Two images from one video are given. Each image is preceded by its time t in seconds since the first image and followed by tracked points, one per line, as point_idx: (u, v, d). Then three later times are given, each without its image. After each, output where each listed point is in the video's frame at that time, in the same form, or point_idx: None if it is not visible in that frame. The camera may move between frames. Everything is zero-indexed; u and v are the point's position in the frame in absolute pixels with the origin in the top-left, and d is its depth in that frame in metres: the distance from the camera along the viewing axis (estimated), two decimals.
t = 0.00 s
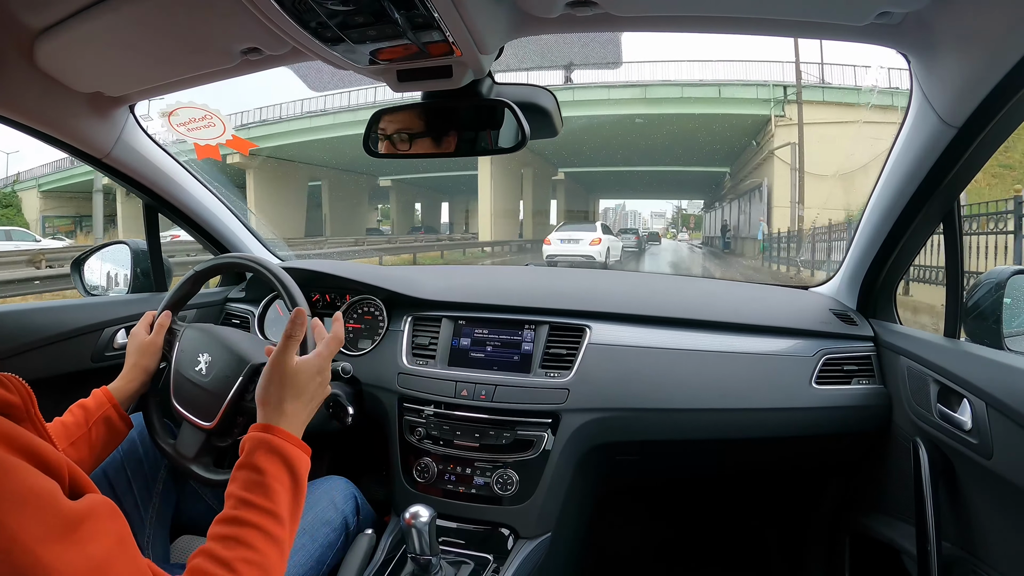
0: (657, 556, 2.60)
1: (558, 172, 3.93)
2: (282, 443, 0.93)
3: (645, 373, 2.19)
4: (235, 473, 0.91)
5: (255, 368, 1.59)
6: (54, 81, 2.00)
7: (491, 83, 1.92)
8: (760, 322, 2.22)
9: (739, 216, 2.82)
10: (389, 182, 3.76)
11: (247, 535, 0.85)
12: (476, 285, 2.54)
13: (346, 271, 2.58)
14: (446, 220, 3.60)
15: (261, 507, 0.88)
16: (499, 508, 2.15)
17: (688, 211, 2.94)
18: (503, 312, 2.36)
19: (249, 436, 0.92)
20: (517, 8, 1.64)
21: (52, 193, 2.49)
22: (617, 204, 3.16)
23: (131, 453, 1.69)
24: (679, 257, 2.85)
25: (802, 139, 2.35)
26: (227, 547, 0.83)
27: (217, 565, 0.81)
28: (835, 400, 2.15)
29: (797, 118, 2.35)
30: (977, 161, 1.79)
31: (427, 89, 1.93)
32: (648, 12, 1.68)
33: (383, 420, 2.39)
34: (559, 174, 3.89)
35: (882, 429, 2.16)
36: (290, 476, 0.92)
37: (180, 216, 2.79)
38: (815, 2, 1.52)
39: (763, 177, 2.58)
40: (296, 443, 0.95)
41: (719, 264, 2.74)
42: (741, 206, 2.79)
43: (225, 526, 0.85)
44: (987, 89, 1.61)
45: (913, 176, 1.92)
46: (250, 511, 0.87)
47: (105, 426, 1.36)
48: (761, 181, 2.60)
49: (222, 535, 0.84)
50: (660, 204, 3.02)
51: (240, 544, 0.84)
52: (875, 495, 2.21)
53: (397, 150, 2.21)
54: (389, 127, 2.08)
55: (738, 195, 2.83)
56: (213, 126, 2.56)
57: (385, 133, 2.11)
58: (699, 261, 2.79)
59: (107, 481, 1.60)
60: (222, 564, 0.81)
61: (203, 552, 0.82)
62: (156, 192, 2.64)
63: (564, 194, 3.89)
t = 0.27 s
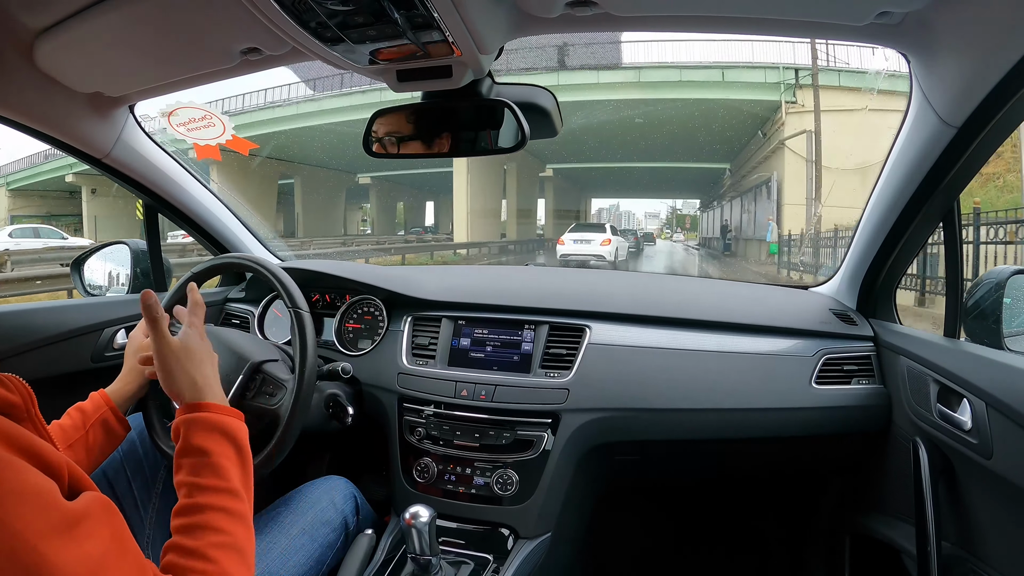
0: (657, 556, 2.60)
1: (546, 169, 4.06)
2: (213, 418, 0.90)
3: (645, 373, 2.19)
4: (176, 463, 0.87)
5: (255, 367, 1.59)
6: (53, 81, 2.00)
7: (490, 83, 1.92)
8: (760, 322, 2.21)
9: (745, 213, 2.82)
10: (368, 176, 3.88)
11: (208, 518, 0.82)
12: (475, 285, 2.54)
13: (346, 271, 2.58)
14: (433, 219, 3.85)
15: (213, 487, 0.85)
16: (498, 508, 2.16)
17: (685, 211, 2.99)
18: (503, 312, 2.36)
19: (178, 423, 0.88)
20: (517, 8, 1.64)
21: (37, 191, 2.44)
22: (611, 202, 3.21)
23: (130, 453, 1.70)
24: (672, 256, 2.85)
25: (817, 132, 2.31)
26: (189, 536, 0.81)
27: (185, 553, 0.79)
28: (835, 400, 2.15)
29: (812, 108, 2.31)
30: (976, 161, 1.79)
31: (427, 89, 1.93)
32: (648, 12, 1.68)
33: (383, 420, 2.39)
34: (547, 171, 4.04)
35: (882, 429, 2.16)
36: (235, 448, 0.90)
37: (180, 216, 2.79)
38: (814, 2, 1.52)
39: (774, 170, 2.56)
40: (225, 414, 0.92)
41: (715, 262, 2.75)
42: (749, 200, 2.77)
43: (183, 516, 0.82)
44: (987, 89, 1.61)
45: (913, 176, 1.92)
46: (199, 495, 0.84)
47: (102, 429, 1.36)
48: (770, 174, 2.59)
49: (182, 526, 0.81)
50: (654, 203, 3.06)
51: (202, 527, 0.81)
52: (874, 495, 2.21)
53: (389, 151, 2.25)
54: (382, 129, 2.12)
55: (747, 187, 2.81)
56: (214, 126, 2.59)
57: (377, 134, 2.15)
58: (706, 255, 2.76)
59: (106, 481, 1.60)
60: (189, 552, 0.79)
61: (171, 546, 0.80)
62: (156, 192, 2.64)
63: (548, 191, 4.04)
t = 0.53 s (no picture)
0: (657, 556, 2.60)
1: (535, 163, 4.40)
2: (262, 427, 0.89)
3: (645, 373, 2.19)
4: (215, 461, 0.87)
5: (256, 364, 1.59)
6: (52, 81, 1.99)
7: (490, 83, 1.92)
8: (760, 322, 2.21)
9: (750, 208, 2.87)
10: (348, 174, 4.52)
11: (234, 520, 0.81)
12: (475, 285, 2.55)
13: (346, 271, 2.58)
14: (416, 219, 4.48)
15: (247, 492, 0.84)
16: (499, 508, 2.15)
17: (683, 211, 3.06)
18: (503, 312, 2.36)
19: (227, 423, 0.88)
20: (517, 8, 1.64)
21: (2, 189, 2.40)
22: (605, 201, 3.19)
23: (131, 453, 1.70)
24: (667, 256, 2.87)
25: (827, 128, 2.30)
26: (212, 536, 0.80)
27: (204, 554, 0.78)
28: (835, 400, 2.15)
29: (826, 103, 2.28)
30: (977, 161, 1.79)
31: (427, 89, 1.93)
32: (648, 12, 1.68)
33: (383, 420, 2.39)
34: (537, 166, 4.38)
35: (882, 429, 2.16)
36: (274, 456, 0.89)
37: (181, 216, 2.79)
38: (813, 2, 1.52)
39: (789, 161, 2.55)
40: (276, 424, 0.91)
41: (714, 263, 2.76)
42: (764, 191, 2.78)
43: (211, 515, 0.82)
44: (988, 89, 1.61)
45: (913, 176, 1.92)
46: (231, 498, 0.83)
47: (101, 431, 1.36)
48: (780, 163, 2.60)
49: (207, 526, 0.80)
50: (649, 203, 3.09)
51: (227, 530, 0.80)
52: (874, 495, 2.21)
53: (404, 150, 2.23)
54: (393, 128, 2.10)
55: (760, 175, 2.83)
56: (213, 126, 2.71)
57: (386, 133, 2.14)
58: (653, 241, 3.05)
59: (106, 480, 1.59)
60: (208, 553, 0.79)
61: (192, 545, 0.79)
62: (156, 192, 2.64)
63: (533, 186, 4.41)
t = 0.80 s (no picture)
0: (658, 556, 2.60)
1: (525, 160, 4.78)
2: (272, 449, 1.07)
3: (646, 373, 2.19)
4: (229, 474, 1.02)
5: (257, 364, 1.59)
6: (53, 82, 2.00)
7: (490, 83, 1.92)
8: (761, 322, 2.21)
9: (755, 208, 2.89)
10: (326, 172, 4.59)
11: (244, 520, 0.96)
12: (476, 285, 2.55)
13: (346, 271, 2.58)
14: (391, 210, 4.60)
15: (258, 497, 0.99)
16: (499, 508, 2.16)
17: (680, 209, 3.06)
18: (504, 312, 2.36)
19: (246, 443, 1.06)
20: (517, 8, 1.64)
21: None
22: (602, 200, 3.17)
23: (132, 454, 1.70)
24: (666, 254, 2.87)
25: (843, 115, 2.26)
26: (226, 528, 0.94)
27: (219, 543, 0.92)
28: (836, 400, 2.15)
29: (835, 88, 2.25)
30: (979, 160, 1.79)
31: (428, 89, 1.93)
32: (649, 12, 1.68)
33: (384, 420, 2.39)
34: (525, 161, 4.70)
35: (883, 429, 2.16)
36: (280, 473, 1.05)
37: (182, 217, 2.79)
38: (814, 2, 1.52)
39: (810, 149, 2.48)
40: (286, 454, 1.09)
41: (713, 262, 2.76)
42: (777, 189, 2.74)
43: (225, 513, 0.96)
44: (989, 87, 1.61)
45: (914, 176, 1.92)
46: (245, 499, 0.98)
47: (100, 432, 1.39)
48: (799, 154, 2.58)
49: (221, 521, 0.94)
50: (646, 203, 3.03)
51: (238, 527, 0.94)
52: (875, 495, 2.21)
53: (413, 150, 2.24)
54: (398, 128, 2.10)
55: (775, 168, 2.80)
56: (215, 127, 2.68)
57: (393, 133, 2.13)
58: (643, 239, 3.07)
59: (108, 481, 1.60)
60: (223, 542, 0.92)
61: (208, 536, 0.92)
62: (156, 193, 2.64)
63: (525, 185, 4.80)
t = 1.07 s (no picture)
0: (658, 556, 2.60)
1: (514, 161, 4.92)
2: (280, 444, 1.13)
3: (646, 372, 2.19)
4: (238, 466, 1.07)
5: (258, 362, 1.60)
6: (53, 81, 2.00)
7: (491, 83, 1.91)
8: (761, 322, 2.21)
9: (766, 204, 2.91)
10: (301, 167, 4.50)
11: (254, 504, 1.01)
12: (475, 285, 2.55)
13: (346, 271, 2.57)
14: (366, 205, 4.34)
15: (266, 484, 1.05)
16: (499, 508, 2.16)
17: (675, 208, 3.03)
18: (504, 311, 2.36)
19: (256, 436, 1.12)
20: (517, 8, 1.64)
21: None
22: (600, 199, 3.20)
23: (133, 452, 1.70)
24: (666, 254, 2.86)
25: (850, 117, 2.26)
26: (237, 510, 0.99)
27: (229, 524, 0.97)
28: (836, 400, 2.15)
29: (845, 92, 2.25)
30: (978, 161, 1.80)
31: (429, 89, 1.93)
32: (649, 12, 1.68)
33: (384, 420, 2.39)
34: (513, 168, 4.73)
35: (883, 429, 2.16)
36: (287, 464, 1.11)
37: (182, 216, 2.79)
38: (814, 2, 1.52)
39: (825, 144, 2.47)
40: (292, 450, 1.14)
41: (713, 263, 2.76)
42: (796, 184, 2.74)
43: (234, 497, 1.01)
44: (988, 88, 1.61)
45: (914, 175, 1.92)
46: (254, 484, 1.04)
47: (92, 425, 1.49)
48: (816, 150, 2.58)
49: (232, 504, 1.00)
50: (644, 202, 3.06)
51: (247, 510, 1.00)
52: (875, 495, 2.21)
53: (412, 150, 2.25)
54: (400, 128, 2.11)
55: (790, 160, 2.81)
56: (214, 126, 2.65)
57: (392, 133, 2.15)
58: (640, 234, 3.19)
59: (108, 480, 1.60)
60: (233, 523, 0.97)
61: (219, 517, 0.98)
62: (157, 192, 2.64)
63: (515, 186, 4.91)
